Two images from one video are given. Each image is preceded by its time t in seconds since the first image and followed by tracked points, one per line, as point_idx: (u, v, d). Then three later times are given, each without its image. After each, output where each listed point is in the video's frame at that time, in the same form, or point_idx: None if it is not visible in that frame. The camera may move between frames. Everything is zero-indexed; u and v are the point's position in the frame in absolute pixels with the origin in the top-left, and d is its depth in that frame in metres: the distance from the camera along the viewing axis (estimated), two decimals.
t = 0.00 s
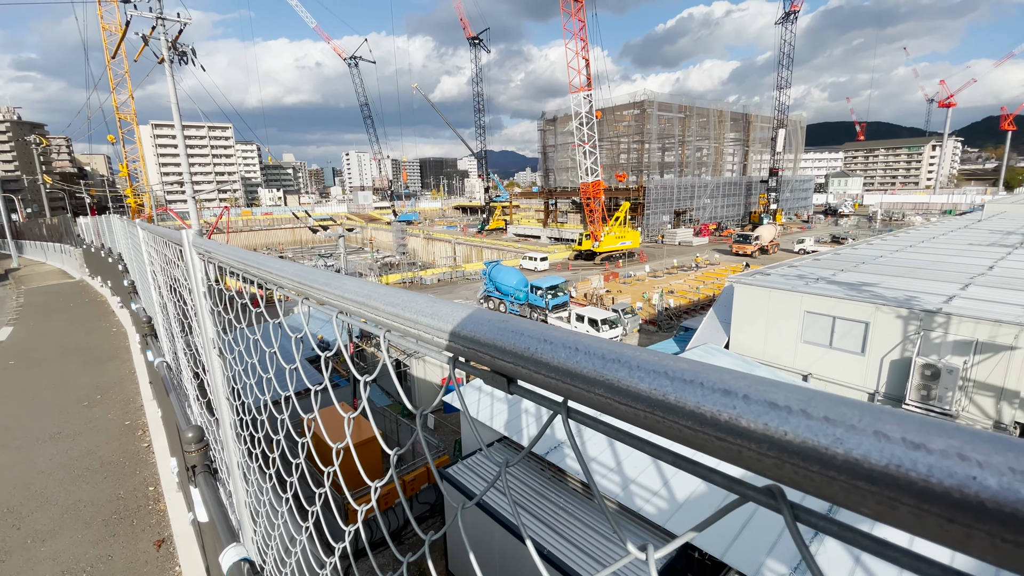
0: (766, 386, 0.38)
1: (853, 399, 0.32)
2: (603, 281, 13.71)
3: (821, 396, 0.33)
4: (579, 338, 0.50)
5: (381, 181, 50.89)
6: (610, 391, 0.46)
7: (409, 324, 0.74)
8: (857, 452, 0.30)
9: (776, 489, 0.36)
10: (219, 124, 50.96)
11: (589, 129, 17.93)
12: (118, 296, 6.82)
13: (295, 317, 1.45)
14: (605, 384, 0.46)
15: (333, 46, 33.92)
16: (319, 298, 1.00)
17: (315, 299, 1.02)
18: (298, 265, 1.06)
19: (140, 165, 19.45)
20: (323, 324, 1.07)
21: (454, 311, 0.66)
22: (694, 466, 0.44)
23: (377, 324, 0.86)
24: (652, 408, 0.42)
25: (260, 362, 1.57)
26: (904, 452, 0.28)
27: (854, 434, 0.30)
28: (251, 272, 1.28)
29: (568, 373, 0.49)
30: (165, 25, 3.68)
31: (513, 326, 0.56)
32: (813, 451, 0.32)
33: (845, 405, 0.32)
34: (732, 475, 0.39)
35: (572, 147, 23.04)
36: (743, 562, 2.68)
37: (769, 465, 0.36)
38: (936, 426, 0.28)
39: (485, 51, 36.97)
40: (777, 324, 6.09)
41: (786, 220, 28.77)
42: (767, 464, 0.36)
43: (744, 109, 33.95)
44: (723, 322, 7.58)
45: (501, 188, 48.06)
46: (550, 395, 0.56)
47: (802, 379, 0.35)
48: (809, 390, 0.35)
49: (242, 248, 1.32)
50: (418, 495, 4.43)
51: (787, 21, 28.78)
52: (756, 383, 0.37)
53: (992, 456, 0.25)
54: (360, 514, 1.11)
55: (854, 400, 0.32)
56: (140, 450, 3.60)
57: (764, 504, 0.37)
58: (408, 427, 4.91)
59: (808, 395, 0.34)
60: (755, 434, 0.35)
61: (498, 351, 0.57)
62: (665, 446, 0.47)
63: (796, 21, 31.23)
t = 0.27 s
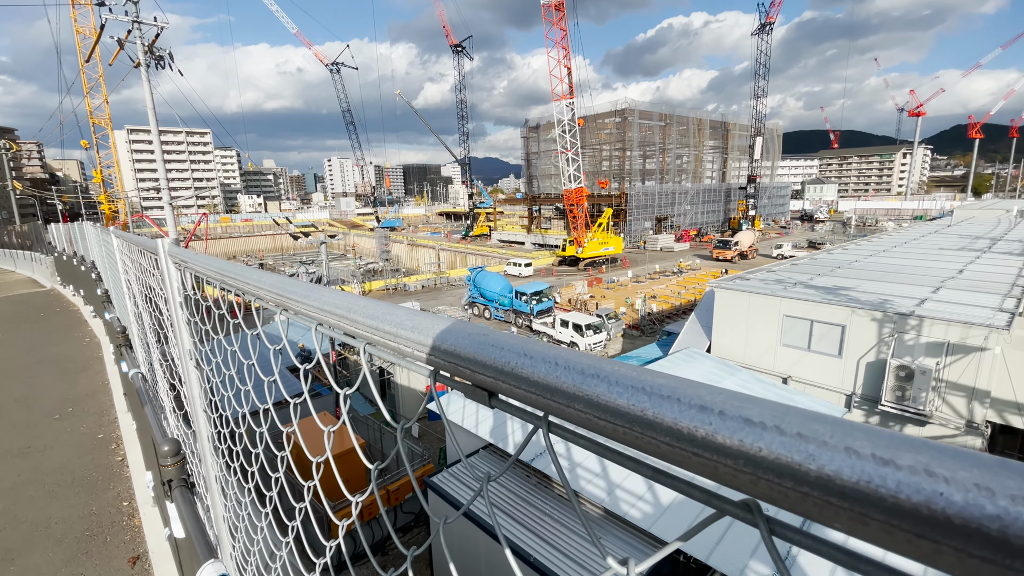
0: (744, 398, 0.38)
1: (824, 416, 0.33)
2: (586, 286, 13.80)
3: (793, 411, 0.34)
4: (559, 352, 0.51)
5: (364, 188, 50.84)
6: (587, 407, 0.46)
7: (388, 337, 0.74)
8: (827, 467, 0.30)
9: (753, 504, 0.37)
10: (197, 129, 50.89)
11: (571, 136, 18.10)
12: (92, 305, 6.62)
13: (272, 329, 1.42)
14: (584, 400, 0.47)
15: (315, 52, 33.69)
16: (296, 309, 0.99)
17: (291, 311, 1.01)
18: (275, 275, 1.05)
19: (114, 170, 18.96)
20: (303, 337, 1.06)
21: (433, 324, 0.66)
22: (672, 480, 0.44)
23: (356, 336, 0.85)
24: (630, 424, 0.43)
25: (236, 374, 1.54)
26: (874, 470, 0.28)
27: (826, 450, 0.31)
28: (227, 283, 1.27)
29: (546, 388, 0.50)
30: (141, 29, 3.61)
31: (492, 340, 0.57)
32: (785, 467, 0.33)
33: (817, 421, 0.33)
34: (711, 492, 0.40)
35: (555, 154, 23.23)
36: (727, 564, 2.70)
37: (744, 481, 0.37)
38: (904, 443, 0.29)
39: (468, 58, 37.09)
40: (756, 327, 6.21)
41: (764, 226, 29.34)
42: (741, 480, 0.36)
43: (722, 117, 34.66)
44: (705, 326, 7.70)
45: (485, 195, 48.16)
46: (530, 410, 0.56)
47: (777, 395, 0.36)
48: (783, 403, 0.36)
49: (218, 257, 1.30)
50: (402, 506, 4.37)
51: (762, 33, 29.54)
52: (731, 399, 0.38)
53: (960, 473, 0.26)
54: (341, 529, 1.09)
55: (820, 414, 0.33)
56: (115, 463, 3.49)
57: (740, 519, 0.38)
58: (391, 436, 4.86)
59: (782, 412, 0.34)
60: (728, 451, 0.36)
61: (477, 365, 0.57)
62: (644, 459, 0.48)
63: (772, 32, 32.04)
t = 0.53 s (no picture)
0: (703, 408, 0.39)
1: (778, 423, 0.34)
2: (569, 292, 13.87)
3: (745, 419, 0.35)
4: (526, 363, 0.51)
5: (344, 195, 50.69)
6: (552, 418, 0.47)
7: (361, 349, 0.74)
8: (777, 475, 0.31)
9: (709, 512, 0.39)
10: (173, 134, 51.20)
11: (552, 144, 18.29)
12: (59, 316, 6.39)
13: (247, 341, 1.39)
14: (550, 410, 0.47)
15: (294, 58, 33.43)
16: (270, 321, 0.98)
17: (264, 323, 1.00)
18: (249, 286, 1.04)
19: (84, 177, 18.42)
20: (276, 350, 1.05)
21: (406, 335, 0.65)
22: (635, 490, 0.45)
23: (331, 349, 0.83)
24: (592, 433, 0.43)
25: (209, 387, 1.51)
26: (818, 475, 0.29)
27: (773, 458, 0.32)
28: (200, 294, 1.24)
29: (513, 400, 0.50)
30: (112, 32, 3.53)
31: (464, 351, 0.57)
32: (739, 476, 0.33)
33: (769, 429, 0.34)
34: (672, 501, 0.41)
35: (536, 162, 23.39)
36: (708, 567, 2.71)
37: (699, 489, 0.37)
38: (854, 449, 0.30)
39: (449, 66, 37.17)
40: (734, 332, 6.32)
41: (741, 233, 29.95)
42: (699, 489, 0.37)
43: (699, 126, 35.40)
44: (684, 330, 7.80)
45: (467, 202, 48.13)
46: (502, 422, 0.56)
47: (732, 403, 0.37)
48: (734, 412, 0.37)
49: (190, 268, 1.28)
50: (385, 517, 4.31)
51: (737, 45, 30.34)
52: (691, 408, 0.38)
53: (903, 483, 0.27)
54: (316, 545, 1.07)
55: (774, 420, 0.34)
56: (82, 480, 3.35)
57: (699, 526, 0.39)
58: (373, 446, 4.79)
59: (736, 419, 0.35)
60: (685, 460, 0.36)
61: (449, 379, 0.57)
62: (610, 470, 0.48)
63: (746, 44, 32.91)
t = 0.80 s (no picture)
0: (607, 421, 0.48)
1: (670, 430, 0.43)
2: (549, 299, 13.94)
3: (641, 426, 0.44)
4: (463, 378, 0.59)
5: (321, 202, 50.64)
6: (490, 428, 0.55)
7: (318, 363, 0.76)
8: (664, 477, 0.40)
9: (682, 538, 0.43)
10: (141, 140, 50.87)
11: (531, 152, 18.40)
12: (21, 327, 6.11)
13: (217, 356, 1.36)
14: (483, 422, 0.55)
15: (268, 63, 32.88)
16: (230, 336, 0.98)
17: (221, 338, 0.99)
18: (210, 301, 1.04)
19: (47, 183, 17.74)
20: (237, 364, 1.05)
21: (358, 352, 0.69)
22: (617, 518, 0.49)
23: (288, 364, 0.87)
24: (520, 442, 0.52)
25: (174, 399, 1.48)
26: (697, 478, 0.38)
27: (745, 490, 0.36)
28: (161, 307, 1.23)
29: (459, 407, 0.57)
30: (81, 35, 3.42)
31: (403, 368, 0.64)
32: (635, 476, 0.42)
33: (662, 435, 0.43)
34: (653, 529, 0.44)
35: (515, 169, 23.51)
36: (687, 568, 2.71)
37: (679, 520, 0.41)
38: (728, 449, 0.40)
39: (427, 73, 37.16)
40: (710, 337, 6.45)
41: (716, 239, 30.61)
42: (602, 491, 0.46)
43: (674, 136, 36.15)
44: (662, 336, 7.92)
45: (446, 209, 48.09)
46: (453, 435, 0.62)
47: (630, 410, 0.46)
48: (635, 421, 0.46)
49: (152, 281, 1.26)
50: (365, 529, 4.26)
51: (709, 57, 31.16)
52: (598, 418, 0.47)
53: (744, 478, 0.36)
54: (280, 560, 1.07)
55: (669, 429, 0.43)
56: (46, 498, 3.20)
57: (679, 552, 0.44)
58: (352, 458, 4.74)
59: (637, 429, 0.44)
60: (594, 464, 0.45)
61: (430, 405, 0.60)
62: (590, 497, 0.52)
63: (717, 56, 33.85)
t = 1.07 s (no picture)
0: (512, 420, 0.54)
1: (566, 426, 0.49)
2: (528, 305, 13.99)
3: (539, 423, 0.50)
4: (384, 383, 0.64)
5: (294, 208, 51.00)
6: (412, 431, 0.59)
7: (262, 374, 0.82)
8: (589, 484, 0.43)
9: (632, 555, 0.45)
10: (107, 145, 50.97)
11: (509, 160, 18.50)
12: None
13: (174, 368, 1.33)
14: (439, 440, 0.57)
15: (241, 67, 32.29)
16: (182, 346, 1.03)
17: (182, 352, 1.03)
18: (163, 312, 1.09)
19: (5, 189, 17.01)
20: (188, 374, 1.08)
21: (298, 363, 0.74)
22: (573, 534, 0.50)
23: (239, 376, 0.91)
24: (436, 445, 0.57)
25: (130, 412, 1.45)
26: (585, 470, 0.44)
27: (690, 507, 0.37)
28: (115, 317, 1.26)
29: (382, 414, 0.62)
30: (45, 38, 3.32)
31: (329, 375, 0.69)
32: (531, 471, 0.48)
33: (556, 431, 0.49)
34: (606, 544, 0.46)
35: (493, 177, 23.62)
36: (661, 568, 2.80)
37: (631, 538, 0.43)
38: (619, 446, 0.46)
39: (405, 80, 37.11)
40: (685, 341, 6.58)
41: (690, 246, 31.28)
42: (506, 487, 0.52)
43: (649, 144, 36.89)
44: (639, 341, 8.03)
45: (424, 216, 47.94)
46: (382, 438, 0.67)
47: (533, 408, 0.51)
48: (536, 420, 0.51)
49: (105, 291, 1.29)
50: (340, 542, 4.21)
51: (682, 68, 31.97)
52: (501, 417, 0.52)
53: (617, 468, 0.42)
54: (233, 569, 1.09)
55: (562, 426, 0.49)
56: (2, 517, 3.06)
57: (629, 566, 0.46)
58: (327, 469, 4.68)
59: (536, 427, 0.49)
60: (500, 462, 0.51)
61: (386, 422, 0.61)
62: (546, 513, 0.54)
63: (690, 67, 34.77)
